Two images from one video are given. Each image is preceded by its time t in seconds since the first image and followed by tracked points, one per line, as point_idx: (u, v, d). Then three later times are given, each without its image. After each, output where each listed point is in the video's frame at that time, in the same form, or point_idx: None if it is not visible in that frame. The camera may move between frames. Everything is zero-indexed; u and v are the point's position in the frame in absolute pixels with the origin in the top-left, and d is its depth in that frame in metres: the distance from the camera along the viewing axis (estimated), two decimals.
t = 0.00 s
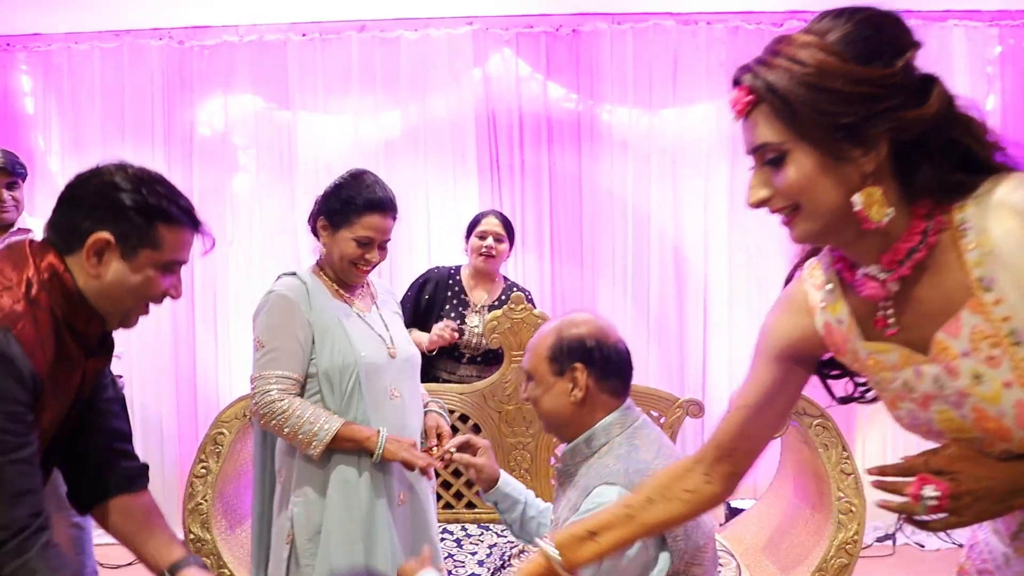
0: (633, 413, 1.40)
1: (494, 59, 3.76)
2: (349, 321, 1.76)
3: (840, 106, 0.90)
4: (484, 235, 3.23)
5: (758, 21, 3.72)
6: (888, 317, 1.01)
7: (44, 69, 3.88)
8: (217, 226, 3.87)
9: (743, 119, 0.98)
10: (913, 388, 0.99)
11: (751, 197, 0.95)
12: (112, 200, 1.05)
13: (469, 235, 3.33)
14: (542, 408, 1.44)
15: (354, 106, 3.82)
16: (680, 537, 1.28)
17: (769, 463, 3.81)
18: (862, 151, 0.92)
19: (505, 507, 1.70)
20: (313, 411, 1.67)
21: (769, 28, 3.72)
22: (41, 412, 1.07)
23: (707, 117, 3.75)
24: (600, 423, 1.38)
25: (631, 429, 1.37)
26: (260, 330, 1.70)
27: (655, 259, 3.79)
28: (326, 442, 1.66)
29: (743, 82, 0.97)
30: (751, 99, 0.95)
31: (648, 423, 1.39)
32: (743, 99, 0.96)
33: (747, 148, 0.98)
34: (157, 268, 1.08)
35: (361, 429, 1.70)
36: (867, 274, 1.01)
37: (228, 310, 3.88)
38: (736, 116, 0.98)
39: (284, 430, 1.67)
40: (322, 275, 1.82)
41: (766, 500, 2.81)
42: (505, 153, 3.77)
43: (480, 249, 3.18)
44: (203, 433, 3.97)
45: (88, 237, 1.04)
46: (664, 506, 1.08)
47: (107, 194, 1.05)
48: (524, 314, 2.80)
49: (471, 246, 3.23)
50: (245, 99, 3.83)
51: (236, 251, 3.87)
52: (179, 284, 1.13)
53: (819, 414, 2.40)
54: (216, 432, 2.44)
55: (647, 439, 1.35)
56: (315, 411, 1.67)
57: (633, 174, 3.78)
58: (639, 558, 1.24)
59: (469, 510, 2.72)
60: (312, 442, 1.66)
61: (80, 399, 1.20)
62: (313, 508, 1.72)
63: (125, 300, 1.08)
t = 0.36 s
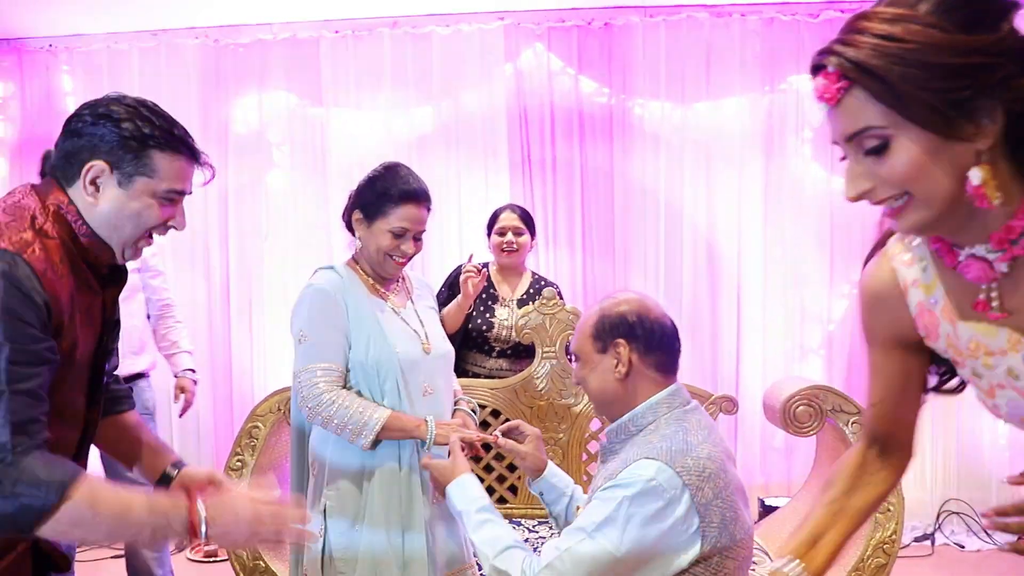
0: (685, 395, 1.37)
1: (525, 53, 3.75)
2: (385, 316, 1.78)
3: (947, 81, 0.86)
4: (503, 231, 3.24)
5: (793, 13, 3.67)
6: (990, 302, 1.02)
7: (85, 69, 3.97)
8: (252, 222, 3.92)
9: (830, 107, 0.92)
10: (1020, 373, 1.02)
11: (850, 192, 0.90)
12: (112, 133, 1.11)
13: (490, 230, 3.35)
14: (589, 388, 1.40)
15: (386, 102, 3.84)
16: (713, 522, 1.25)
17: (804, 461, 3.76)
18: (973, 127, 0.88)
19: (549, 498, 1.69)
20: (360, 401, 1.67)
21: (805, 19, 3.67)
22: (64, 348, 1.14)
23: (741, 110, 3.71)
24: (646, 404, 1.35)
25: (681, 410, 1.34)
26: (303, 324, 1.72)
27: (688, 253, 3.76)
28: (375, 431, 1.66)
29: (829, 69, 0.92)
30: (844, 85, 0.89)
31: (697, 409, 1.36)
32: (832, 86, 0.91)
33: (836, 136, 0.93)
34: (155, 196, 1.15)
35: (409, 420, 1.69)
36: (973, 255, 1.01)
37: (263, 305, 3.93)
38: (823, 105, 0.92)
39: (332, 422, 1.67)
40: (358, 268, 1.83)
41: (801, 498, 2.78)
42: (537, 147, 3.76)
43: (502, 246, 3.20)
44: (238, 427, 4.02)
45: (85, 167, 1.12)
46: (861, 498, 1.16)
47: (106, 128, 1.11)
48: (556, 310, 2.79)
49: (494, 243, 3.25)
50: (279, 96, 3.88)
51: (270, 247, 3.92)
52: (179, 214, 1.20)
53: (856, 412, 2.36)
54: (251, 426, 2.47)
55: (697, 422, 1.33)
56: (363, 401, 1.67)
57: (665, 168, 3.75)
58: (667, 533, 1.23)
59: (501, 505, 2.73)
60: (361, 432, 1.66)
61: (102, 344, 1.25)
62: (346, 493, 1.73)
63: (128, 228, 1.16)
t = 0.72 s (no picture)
0: (698, 390, 1.37)
1: (528, 50, 3.75)
2: (393, 314, 1.79)
3: None
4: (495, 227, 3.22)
5: (795, 10, 3.67)
6: None
7: (88, 66, 3.97)
8: (255, 218, 3.93)
9: (965, 69, 0.84)
10: None
11: (986, 152, 0.83)
12: (59, 99, 1.24)
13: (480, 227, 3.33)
14: (602, 376, 1.41)
15: (389, 99, 3.84)
16: (717, 520, 1.23)
17: (806, 459, 3.76)
18: None
19: (558, 492, 1.68)
20: (383, 396, 1.68)
21: (808, 16, 3.66)
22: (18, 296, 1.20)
23: (743, 107, 3.71)
24: (660, 395, 1.35)
25: (694, 404, 1.35)
26: (318, 320, 1.72)
27: (690, 251, 3.76)
28: (400, 425, 1.67)
29: (962, 29, 0.83)
30: (978, 47, 0.80)
31: (710, 406, 1.37)
32: (967, 47, 0.82)
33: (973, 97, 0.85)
34: (86, 153, 1.25)
35: (433, 416, 1.71)
36: None
37: (265, 301, 3.93)
38: (957, 68, 0.84)
39: (356, 417, 1.67)
40: (366, 265, 1.85)
41: (803, 495, 2.78)
42: (539, 144, 3.76)
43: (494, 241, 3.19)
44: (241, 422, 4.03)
45: (23, 131, 1.23)
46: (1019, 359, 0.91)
47: (51, 96, 1.24)
48: (558, 306, 2.80)
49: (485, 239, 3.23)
50: (282, 93, 3.88)
51: (272, 244, 3.92)
52: (116, 177, 1.31)
53: (858, 409, 2.36)
54: (254, 421, 2.48)
55: (709, 419, 1.32)
56: (387, 396, 1.68)
57: (668, 165, 3.75)
58: (668, 526, 1.23)
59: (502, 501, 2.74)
60: (386, 427, 1.67)
61: (69, 308, 1.32)
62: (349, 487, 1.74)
63: (65, 186, 1.25)
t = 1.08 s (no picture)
0: (701, 389, 1.37)
1: (526, 46, 3.74)
2: (391, 311, 1.78)
3: None
4: (482, 224, 3.19)
5: (794, 4, 3.65)
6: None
7: (85, 64, 3.96)
8: (253, 216, 3.92)
9: None
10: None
11: None
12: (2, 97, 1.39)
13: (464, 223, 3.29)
14: (603, 372, 1.40)
15: (386, 95, 3.83)
16: (718, 524, 1.22)
17: (806, 455, 3.76)
18: None
19: (557, 485, 1.68)
20: (395, 392, 1.68)
21: (807, 10, 3.64)
22: None
23: (742, 102, 3.69)
24: (661, 393, 1.34)
25: (696, 403, 1.34)
26: (320, 318, 1.70)
27: (689, 247, 3.75)
28: (411, 422, 1.67)
29: None
30: None
31: (713, 406, 1.36)
32: None
33: None
34: (21, 146, 1.38)
35: (442, 412, 1.71)
36: None
37: (263, 299, 3.93)
38: None
39: (366, 413, 1.66)
40: (361, 262, 1.83)
41: (802, 492, 2.78)
42: (537, 140, 3.75)
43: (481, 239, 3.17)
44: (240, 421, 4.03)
45: None
46: None
47: None
48: (556, 302, 2.79)
49: (472, 236, 3.21)
50: (279, 90, 3.87)
51: (270, 242, 3.91)
52: (54, 167, 1.44)
53: (857, 405, 2.35)
54: (252, 420, 2.47)
55: (711, 420, 1.31)
56: (397, 392, 1.68)
57: (667, 160, 3.73)
58: (667, 529, 1.22)
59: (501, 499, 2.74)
60: (397, 423, 1.67)
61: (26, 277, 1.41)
62: (348, 488, 1.73)
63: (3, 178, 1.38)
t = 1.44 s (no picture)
0: (702, 387, 1.36)
1: (527, 43, 3.73)
2: (391, 308, 1.77)
3: None
4: (475, 224, 3.19)
5: None
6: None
7: (86, 62, 3.96)
8: (254, 214, 3.92)
9: None
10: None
11: None
12: None
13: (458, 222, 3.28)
14: (602, 370, 1.40)
15: (387, 93, 3.83)
16: (715, 526, 1.22)
17: (809, 451, 3.75)
18: None
19: (557, 478, 1.67)
20: (396, 387, 1.68)
21: (809, 6, 3.63)
22: None
23: (744, 98, 3.68)
24: (660, 390, 1.34)
25: (695, 402, 1.33)
26: (320, 316, 1.70)
27: (691, 244, 3.74)
28: (413, 417, 1.67)
29: None
30: None
31: (714, 405, 1.35)
32: None
33: None
34: None
35: (444, 405, 1.70)
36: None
37: (265, 298, 3.93)
38: None
39: (368, 410, 1.66)
40: (361, 260, 1.83)
41: (805, 490, 2.77)
42: (539, 137, 3.75)
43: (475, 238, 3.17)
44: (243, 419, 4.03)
45: None
46: None
47: None
48: (558, 300, 2.79)
49: (466, 235, 3.22)
50: (281, 88, 3.87)
51: (272, 240, 3.91)
52: (31, 142, 1.49)
53: (860, 402, 2.34)
54: (254, 417, 2.47)
55: (711, 419, 1.30)
56: (398, 388, 1.68)
57: (669, 157, 3.73)
58: (662, 530, 1.22)
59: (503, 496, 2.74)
60: (399, 419, 1.66)
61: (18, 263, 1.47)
62: (348, 487, 1.73)
63: None
